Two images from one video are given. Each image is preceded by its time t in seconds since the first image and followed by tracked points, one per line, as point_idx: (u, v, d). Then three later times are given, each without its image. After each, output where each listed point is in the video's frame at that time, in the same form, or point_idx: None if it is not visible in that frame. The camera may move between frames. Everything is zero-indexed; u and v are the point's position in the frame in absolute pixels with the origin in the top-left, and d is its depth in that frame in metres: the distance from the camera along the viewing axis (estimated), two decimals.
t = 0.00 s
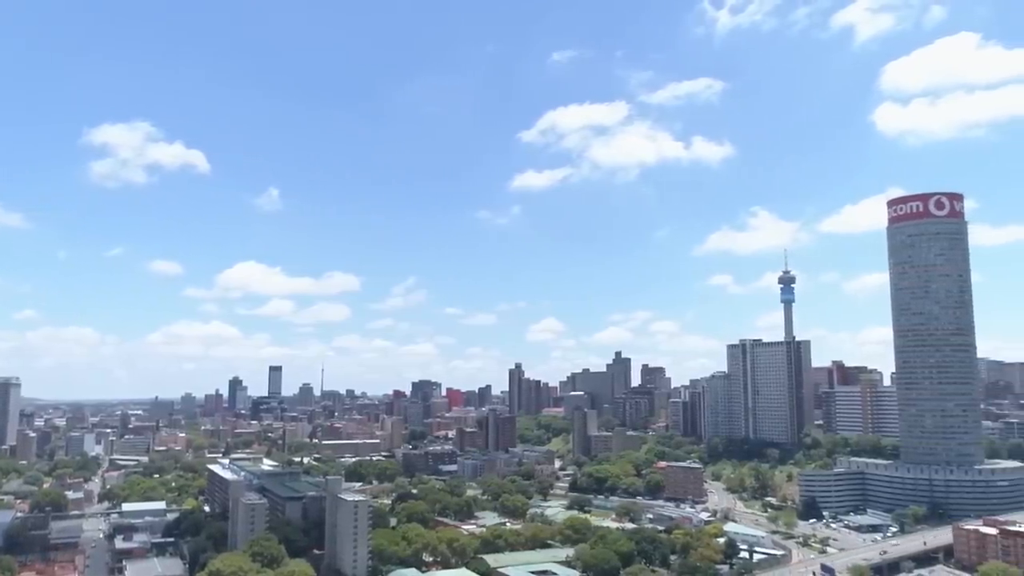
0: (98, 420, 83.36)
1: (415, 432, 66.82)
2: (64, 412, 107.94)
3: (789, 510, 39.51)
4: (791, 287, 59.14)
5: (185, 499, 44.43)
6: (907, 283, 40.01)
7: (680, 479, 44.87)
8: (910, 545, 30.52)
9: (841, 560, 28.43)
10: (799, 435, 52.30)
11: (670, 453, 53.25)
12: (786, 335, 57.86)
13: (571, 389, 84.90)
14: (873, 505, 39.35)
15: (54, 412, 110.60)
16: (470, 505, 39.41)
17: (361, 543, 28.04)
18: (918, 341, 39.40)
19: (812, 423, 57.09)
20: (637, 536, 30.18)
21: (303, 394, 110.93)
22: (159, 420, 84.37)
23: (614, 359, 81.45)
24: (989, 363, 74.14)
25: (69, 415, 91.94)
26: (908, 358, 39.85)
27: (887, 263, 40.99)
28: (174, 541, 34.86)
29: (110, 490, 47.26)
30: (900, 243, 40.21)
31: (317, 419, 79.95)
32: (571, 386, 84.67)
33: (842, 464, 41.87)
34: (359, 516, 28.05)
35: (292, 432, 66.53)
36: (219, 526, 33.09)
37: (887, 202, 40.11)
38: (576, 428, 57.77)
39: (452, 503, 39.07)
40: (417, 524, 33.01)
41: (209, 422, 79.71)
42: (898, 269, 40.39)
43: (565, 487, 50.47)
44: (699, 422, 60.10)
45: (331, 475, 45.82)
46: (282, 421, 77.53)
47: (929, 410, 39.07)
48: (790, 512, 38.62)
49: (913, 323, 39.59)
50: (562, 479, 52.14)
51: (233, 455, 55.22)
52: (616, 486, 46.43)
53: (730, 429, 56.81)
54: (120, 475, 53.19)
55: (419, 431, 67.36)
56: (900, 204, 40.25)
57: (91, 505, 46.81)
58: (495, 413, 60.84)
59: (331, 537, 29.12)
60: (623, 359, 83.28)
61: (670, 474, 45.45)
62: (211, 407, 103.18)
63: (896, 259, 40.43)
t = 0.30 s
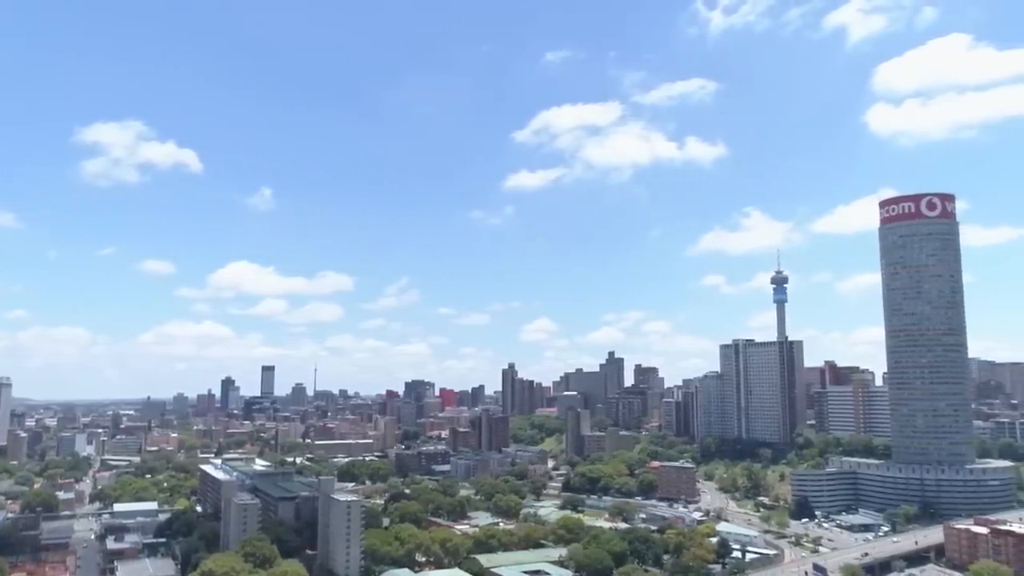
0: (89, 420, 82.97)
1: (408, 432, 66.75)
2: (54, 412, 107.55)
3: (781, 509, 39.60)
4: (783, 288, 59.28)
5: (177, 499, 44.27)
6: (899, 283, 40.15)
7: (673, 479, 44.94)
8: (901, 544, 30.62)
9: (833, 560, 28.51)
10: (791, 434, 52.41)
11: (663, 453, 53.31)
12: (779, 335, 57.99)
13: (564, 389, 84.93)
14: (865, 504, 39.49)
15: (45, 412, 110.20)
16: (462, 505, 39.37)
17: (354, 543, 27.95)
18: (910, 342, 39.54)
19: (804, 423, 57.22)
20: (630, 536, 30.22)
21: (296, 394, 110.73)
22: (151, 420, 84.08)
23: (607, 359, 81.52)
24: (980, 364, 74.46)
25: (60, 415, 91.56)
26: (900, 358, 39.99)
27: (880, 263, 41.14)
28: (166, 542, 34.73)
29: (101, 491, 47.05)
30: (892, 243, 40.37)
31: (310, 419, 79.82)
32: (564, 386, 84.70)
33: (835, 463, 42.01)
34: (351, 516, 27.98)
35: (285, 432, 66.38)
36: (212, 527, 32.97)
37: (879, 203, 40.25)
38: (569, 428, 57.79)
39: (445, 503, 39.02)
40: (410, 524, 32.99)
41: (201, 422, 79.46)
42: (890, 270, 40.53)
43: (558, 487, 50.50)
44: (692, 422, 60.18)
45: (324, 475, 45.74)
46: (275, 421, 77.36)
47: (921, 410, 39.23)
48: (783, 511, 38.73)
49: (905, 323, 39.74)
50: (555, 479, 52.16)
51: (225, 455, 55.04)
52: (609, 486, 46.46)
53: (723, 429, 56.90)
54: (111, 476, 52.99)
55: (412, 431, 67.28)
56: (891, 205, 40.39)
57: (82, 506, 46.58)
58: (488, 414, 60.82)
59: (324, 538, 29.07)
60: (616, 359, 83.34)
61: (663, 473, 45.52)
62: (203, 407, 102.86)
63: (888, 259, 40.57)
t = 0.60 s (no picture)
0: (79, 420, 82.55)
1: (400, 432, 66.69)
2: (44, 412, 107.08)
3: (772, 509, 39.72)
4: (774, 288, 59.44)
5: (167, 499, 44.09)
6: (890, 283, 40.31)
7: (665, 479, 45.02)
8: (890, 543, 30.76)
9: (824, 559, 28.62)
10: (782, 434, 52.58)
11: (654, 453, 53.41)
12: (770, 335, 58.18)
13: (556, 390, 84.99)
14: (855, 504, 39.67)
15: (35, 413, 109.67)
16: (454, 506, 39.34)
17: (345, 543, 27.90)
18: (900, 342, 39.70)
19: (795, 423, 57.41)
20: (622, 536, 30.25)
21: (287, 394, 110.46)
22: (141, 420, 83.76)
23: (599, 359, 81.60)
24: (969, 364, 74.88)
25: (49, 415, 91.07)
26: (890, 358, 40.15)
27: (870, 263, 41.29)
28: (156, 542, 34.58)
29: (91, 491, 46.80)
30: (883, 244, 40.52)
31: (301, 419, 79.68)
32: (556, 386, 84.75)
33: (825, 463, 42.17)
34: (343, 516, 27.94)
35: (276, 432, 66.22)
36: (202, 528, 32.86)
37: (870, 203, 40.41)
38: (561, 428, 57.82)
39: (437, 504, 39.00)
40: (401, 524, 32.96)
41: (192, 422, 79.16)
42: (880, 270, 40.68)
43: (549, 487, 50.53)
44: (683, 422, 60.29)
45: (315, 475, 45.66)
46: (266, 422, 77.18)
47: (910, 410, 39.40)
48: (773, 511, 38.85)
49: (895, 323, 39.89)
50: (547, 479, 52.20)
51: (216, 456, 54.85)
52: (600, 486, 46.51)
53: (714, 429, 57.04)
54: (101, 476, 52.77)
55: (404, 432, 67.22)
56: (882, 206, 40.54)
57: (72, 506, 46.32)
58: (480, 413, 60.82)
59: (315, 538, 28.99)
60: (608, 359, 83.43)
61: (654, 473, 45.60)
62: (194, 407, 102.55)
63: (879, 259, 40.73)
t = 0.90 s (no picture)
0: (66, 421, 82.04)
1: (390, 432, 66.61)
2: (31, 412, 106.49)
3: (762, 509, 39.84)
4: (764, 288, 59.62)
5: (156, 500, 43.86)
6: (879, 284, 40.48)
7: (655, 479, 45.10)
8: (879, 543, 30.88)
9: (813, 559, 28.72)
10: (771, 434, 52.77)
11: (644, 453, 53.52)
12: (760, 335, 58.37)
13: (546, 390, 85.05)
14: (845, 504, 39.84)
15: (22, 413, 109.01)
16: (445, 506, 39.30)
17: (334, 543, 27.81)
18: (889, 343, 39.88)
19: (785, 423, 57.62)
20: (612, 536, 30.28)
21: (277, 395, 110.17)
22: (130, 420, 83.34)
23: (590, 359, 81.68)
24: (957, 364, 75.36)
25: (36, 415, 90.51)
26: (879, 358, 40.32)
27: (859, 264, 41.46)
28: (145, 543, 34.41)
29: (78, 492, 46.50)
30: (872, 245, 40.69)
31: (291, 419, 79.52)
32: (546, 386, 84.81)
33: (814, 463, 42.33)
34: (333, 516, 27.84)
35: (266, 432, 66.02)
36: (191, 529, 32.69)
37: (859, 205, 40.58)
38: (551, 428, 57.86)
39: (427, 504, 38.96)
40: (391, 525, 32.92)
41: (181, 422, 78.83)
42: (869, 270, 40.85)
43: (540, 487, 50.55)
44: (673, 422, 60.41)
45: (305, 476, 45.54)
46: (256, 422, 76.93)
47: (899, 411, 39.58)
48: (763, 511, 38.97)
49: (884, 324, 40.07)
50: (537, 479, 52.23)
51: (205, 456, 54.63)
52: (591, 486, 46.56)
53: (704, 429, 57.19)
54: (89, 477, 52.49)
55: (394, 432, 67.14)
56: (871, 207, 40.70)
57: (59, 508, 46.01)
58: (470, 414, 60.78)
59: (305, 539, 28.91)
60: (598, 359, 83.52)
61: (644, 473, 45.68)
62: (183, 407, 102.16)
63: (868, 260, 40.89)
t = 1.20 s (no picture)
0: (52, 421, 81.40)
1: (378, 433, 66.49)
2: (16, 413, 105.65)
3: (750, 508, 39.98)
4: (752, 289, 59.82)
5: (143, 501, 43.61)
6: (866, 284, 40.69)
7: (643, 479, 45.19)
8: (865, 542, 31.04)
9: (799, 558, 28.84)
10: (759, 434, 52.96)
11: (633, 453, 53.62)
12: (748, 336, 58.59)
13: (535, 390, 85.07)
14: (832, 503, 40.04)
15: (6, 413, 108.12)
16: (433, 506, 39.22)
17: (322, 543, 27.73)
18: (876, 343, 40.11)
19: (773, 423, 57.84)
20: (600, 536, 30.31)
21: (265, 395, 109.73)
22: (116, 421, 82.74)
23: (579, 359, 81.74)
24: (944, 364, 75.86)
25: (21, 416, 89.80)
26: (866, 358, 40.54)
27: (847, 265, 41.67)
28: (131, 544, 34.20)
29: (64, 493, 46.14)
30: (859, 245, 40.92)
31: (279, 419, 79.26)
32: (535, 386, 84.85)
33: (802, 463, 42.53)
34: (321, 516, 27.73)
35: (254, 432, 65.75)
36: (178, 529, 32.52)
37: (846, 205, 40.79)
38: (540, 428, 57.87)
39: (415, 504, 38.90)
40: (379, 525, 32.87)
41: (168, 422, 78.37)
42: (856, 270, 41.07)
43: (528, 487, 50.57)
44: (662, 422, 60.54)
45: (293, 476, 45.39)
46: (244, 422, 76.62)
47: (886, 410, 39.80)
48: (751, 511, 39.12)
49: (871, 324, 40.29)
50: (526, 479, 52.23)
51: (192, 457, 54.31)
52: (579, 486, 46.60)
53: (692, 429, 57.32)
54: (75, 477, 52.12)
55: (382, 432, 67.01)
56: (859, 208, 40.91)
57: (44, 509, 45.64)
58: (459, 414, 60.72)
59: (293, 539, 28.80)
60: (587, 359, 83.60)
61: (633, 473, 45.77)
62: (170, 407, 101.60)
63: (855, 261, 41.11)
